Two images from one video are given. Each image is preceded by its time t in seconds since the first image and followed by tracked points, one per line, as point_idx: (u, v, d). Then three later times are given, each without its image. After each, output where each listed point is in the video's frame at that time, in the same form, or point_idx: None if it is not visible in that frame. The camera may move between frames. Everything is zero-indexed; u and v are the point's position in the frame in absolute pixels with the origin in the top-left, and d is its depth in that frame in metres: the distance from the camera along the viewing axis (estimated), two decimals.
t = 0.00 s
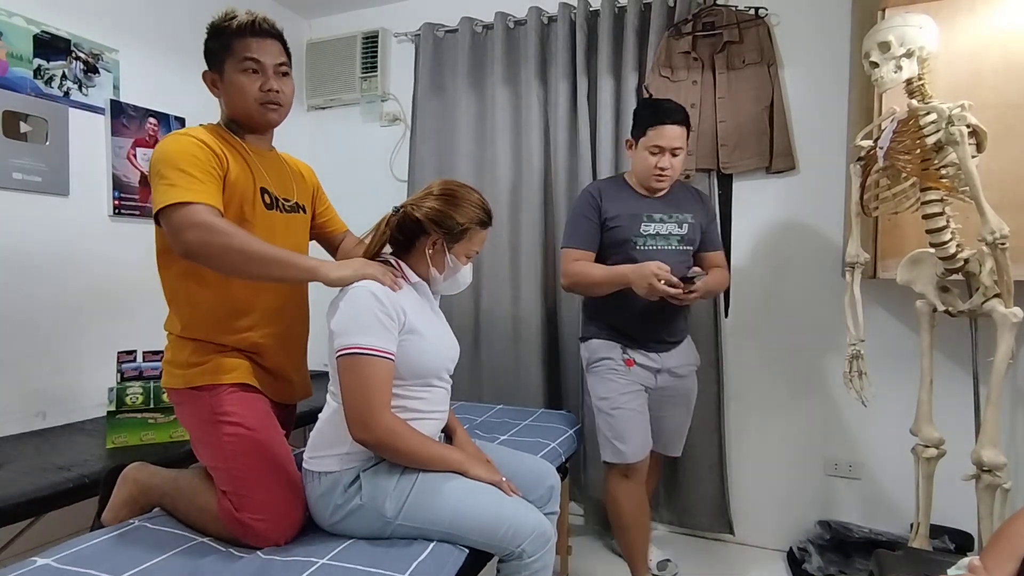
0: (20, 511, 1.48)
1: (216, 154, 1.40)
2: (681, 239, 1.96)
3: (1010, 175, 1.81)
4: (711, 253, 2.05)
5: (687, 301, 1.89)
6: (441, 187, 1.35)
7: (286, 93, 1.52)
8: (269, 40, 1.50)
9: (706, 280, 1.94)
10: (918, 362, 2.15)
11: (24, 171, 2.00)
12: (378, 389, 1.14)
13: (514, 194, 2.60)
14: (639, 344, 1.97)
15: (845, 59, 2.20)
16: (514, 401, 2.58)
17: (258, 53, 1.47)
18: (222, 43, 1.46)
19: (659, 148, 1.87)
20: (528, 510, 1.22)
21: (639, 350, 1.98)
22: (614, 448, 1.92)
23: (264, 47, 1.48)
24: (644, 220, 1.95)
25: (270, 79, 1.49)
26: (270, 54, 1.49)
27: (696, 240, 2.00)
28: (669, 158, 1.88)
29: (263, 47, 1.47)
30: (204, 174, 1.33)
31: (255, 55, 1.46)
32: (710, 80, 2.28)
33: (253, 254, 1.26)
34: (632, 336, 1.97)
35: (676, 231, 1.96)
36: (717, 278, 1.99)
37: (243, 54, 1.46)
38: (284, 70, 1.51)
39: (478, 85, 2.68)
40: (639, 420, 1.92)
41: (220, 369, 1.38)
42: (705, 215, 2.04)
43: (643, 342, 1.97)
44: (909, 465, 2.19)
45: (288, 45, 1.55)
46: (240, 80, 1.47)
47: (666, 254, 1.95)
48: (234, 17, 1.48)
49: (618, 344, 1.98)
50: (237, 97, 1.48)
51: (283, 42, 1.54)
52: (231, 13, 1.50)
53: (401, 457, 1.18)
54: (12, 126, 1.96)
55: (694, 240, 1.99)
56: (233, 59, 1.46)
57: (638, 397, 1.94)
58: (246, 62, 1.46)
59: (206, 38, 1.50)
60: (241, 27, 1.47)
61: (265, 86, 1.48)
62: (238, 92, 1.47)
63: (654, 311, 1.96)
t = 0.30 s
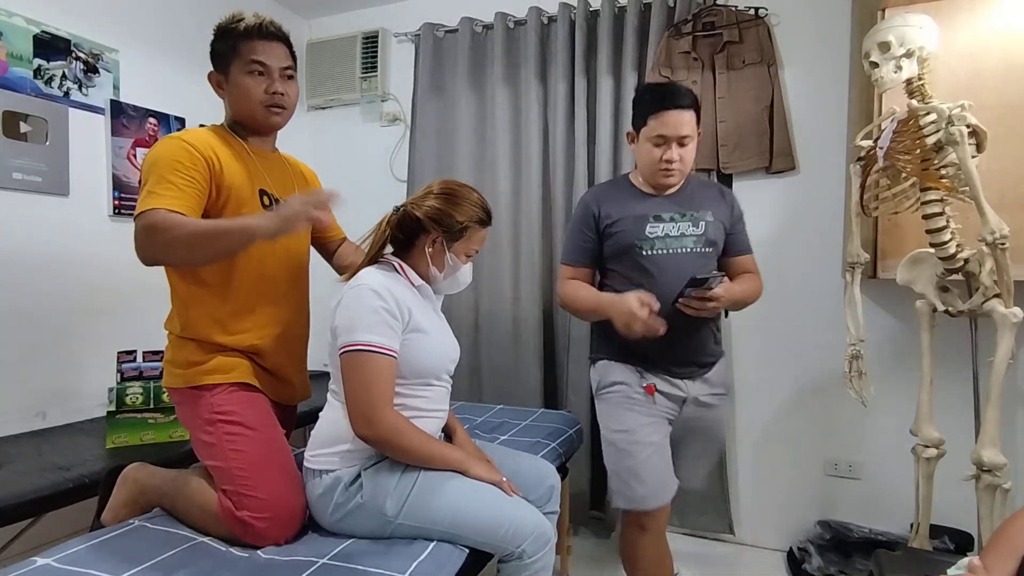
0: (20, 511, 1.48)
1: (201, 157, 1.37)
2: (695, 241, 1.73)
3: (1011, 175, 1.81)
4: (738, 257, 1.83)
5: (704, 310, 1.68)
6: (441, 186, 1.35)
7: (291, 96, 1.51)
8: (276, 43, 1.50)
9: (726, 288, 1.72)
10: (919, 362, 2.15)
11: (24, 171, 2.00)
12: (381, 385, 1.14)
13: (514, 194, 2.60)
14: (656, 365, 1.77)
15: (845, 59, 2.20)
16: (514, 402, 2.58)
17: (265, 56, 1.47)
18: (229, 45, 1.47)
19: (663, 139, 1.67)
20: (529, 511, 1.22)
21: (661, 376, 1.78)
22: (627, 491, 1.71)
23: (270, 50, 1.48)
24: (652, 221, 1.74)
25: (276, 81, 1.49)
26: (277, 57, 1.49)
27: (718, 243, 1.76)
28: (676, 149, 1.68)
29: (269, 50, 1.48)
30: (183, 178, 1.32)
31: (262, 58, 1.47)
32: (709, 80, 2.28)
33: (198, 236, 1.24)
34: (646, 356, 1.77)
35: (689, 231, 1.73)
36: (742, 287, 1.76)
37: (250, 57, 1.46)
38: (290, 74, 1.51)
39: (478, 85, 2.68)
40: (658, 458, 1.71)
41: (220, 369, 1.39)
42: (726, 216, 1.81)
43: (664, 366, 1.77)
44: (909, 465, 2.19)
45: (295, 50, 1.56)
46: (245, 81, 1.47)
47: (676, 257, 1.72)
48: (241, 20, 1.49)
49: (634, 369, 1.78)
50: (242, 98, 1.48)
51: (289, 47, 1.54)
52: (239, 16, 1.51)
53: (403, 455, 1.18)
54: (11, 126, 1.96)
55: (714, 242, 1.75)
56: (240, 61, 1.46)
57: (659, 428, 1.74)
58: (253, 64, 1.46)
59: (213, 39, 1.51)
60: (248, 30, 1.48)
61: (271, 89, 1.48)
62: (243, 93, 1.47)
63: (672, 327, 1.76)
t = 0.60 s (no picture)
0: (20, 512, 1.48)
1: (216, 156, 1.40)
2: (697, 219, 1.26)
3: (1012, 176, 1.80)
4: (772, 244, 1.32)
5: (715, 300, 1.20)
6: (438, 185, 1.35)
7: (298, 95, 1.53)
8: (283, 44, 1.51)
9: (752, 275, 1.21)
10: (919, 362, 2.14)
11: (23, 171, 2.00)
12: (379, 387, 1.14)
13: (514, 194, 2.60)
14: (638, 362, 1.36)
15: (845, 59, 2.20)
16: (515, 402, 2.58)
17: (274, 57, 1.48)
18: (236, 45, 1.47)
19: (680, 97, 1.24)
20: (528, 510, 1.22)
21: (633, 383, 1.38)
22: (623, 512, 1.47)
23: (278, 51, 1.50)
24: (647, 193, 1.31)
25: (284, 81, 1.50)
26: (285, 58, 1.50)
27: (740, 225, 1.27)
28: (695, 111, 1.24)
29: (277, 51, 1.49)
30: (201, 173, 1.34)
31: (271, 58, 1.48)
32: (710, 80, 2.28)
33: (245, 239, 1.25)
34: (625, 346, 1.37)
35: (691, 207, 1.27)
36: (774, 276, 1.26)
37: (260, 57, 1.47)
38: (296, 75, 1.53)
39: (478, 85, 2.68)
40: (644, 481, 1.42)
41: (220, 369, 1.39)
42: (757, 185, 1.29)
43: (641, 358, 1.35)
44: (909, 465, 2.19)
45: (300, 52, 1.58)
46: (254, 81, 1.47)
47: (668, 239, 1.28)
48: (249, 20, 1.50)
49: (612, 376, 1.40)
50: (250, 97, 1.48)
51: (294, 48, 1.56)
52: (245, 17, 1.52)
53: (401, 456, 1.18)
54: (11, 126, 1.96)
55: (731, 223, 1.26)
56: (249, 60, 1.47)
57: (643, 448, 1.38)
58: (263, 64, 1.47)
59: (217, 39, 1.51)
60: (257, 30, 1.48)
61: (280, 89, 1.49)
62: (253, 92, 1.48)
63: (664, 328, 1.31)
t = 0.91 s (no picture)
0: (20, 512, 1.48)
1: (229, 154, 1.41)
2: (688, 208, 0.95)
3: (1012, 176, 1.80)
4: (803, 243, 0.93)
5: (708, 328, 0.85)
6: (440, 188, 1.35)
7: (303, 95, 1.53)
8: (289, 43, 1.52)
9: (765, 291, 0.85)
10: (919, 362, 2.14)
11: (24, 171, 2.00)
12: (377, 390, 1.14)
13: (514, 194, 2.60)
14: (615, 392, 1.05)
15: (845, 59, 2.20)
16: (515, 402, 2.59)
17: (280, 56, 1.49)
18: (243, 44, 1.47)
19: (670, 66, 0.95)
20: (528, 510, 1.22)
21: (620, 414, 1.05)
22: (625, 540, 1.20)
23: (284, 51, 1.50)
24: (633, 183, 1.02)
25: (290, 81, 1.50)
26: (290, 57, 1.51)
27: (753, 216, 0.93)
28: (689, 82, 0.94)
29: (283, 50, 1.49)
30: (217, 168, 1.35)
31: (277, 57, 1.48)
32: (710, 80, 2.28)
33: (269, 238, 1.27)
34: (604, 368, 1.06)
35: (680, 193, 0.96)
36: (799, 288, 0.88)
37: (266, 56, 1.47)
38: (302, 74, 1.53)
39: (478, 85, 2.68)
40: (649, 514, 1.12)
41: (221, 370, 1.40)
42: (776, 162, 0.92)
43: (616, 389, 1.04)
44: (909, 466, 2.19)
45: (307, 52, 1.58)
46: (260, 79, 1.47)
47: (651, 237, 0.97)
48: (255, 19, 1.50)
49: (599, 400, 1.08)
50: (256, 96, 1.48)
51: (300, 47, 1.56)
52: (250, 16, 1.52)
53: (400, 458, 1.18)
54: (11, 126, 1.96)
55: (735, 213, 0.93)
56: (255, 59, 1.47)
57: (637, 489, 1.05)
58: (269, 63, 1.47)
59: (222, 38, 1.51)
60: (264, 29, 1.49)
61: (286, 88, 1.49)
62: (259, 90, 1.48)
63: (653, 354, 0.98)
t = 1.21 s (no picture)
0: (21, 513, 1.48)
1: (228, 156, 1.41)
2: (696, 174, 0.64)
3: (1013, 177, 1.80)
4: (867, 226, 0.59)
5: (675, 351, 0.55)
6: (445, 189, 1.36)
7: (305, 95, 1.54)
8: (290, 43, 1.53)
9: (773, 299, 0.53)
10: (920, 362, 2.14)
11: (24, 172, 2.00)
12: (375, 390, 1.15)
13: (514, 194, 2.60)
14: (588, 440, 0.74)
15: (846, 59, 2.20)
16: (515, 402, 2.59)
17: (281, 55, 1.49)
18: (245, 43, 1.48)
19: None
20: (529, 510, 1.22)
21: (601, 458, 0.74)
22: None
23: (285, 50, 1.50)
24: (624, 144, 0.71)
25: (292, 80, 1.51)
26: (292, 57, 1.51)
27: (789, 186, 0.62)
28: None
29: (284, 49, 1.50)
30: (215, 172, 1.35)
31: (279, 56, 1.49)
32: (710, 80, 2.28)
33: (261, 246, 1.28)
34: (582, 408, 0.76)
35: (686, 155, 0.66)
36: (831, 294, 0.56)
37: (268, 55, 1.48)
38: (303, 73, 1.54)
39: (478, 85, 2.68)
40: None
41: (221, 370, 1.40)
42: (823, 109, 0.61)
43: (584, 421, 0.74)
44: (910, 466, 2.19)
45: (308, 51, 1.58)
46: (262, 78, 1.47)
47: (635, 220, 0.68)
48: (257, 19, 1.50)
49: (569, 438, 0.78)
50: (258, 95, 1.48)
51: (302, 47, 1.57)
52: (252, 15, 1.52)
53: (398, 457, 1.19)
54: (11, 126, 1.96)
55: (766, 183, 0.62)
56: (257, 58, 1.47)
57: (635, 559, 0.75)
58: (270, 62, 1.48)
59: (224, 38, 1.51)
60: (266, 28, 1.49)
61: (288, 87, 1.50)
62: (260, 88, 1.48)
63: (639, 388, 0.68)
